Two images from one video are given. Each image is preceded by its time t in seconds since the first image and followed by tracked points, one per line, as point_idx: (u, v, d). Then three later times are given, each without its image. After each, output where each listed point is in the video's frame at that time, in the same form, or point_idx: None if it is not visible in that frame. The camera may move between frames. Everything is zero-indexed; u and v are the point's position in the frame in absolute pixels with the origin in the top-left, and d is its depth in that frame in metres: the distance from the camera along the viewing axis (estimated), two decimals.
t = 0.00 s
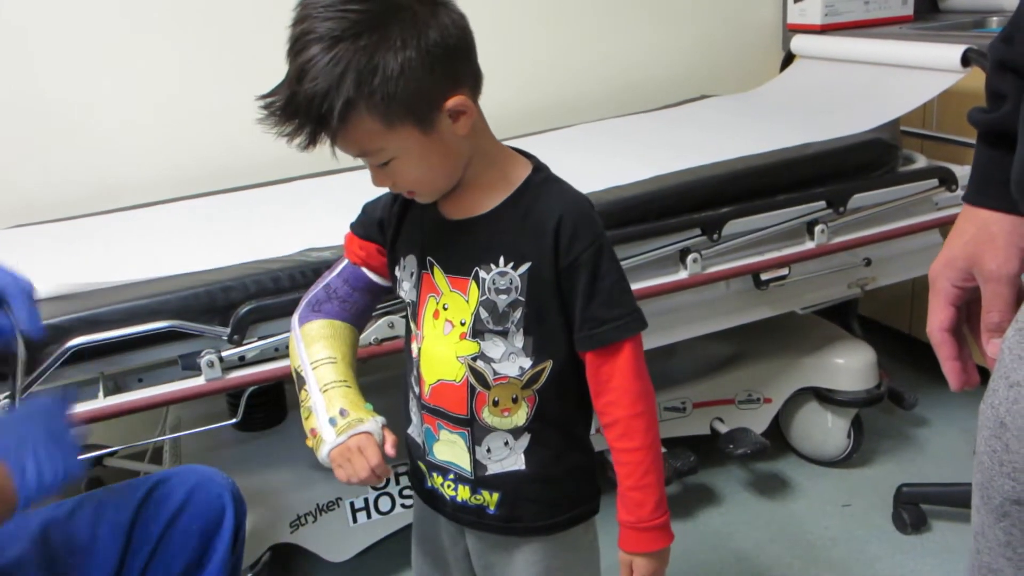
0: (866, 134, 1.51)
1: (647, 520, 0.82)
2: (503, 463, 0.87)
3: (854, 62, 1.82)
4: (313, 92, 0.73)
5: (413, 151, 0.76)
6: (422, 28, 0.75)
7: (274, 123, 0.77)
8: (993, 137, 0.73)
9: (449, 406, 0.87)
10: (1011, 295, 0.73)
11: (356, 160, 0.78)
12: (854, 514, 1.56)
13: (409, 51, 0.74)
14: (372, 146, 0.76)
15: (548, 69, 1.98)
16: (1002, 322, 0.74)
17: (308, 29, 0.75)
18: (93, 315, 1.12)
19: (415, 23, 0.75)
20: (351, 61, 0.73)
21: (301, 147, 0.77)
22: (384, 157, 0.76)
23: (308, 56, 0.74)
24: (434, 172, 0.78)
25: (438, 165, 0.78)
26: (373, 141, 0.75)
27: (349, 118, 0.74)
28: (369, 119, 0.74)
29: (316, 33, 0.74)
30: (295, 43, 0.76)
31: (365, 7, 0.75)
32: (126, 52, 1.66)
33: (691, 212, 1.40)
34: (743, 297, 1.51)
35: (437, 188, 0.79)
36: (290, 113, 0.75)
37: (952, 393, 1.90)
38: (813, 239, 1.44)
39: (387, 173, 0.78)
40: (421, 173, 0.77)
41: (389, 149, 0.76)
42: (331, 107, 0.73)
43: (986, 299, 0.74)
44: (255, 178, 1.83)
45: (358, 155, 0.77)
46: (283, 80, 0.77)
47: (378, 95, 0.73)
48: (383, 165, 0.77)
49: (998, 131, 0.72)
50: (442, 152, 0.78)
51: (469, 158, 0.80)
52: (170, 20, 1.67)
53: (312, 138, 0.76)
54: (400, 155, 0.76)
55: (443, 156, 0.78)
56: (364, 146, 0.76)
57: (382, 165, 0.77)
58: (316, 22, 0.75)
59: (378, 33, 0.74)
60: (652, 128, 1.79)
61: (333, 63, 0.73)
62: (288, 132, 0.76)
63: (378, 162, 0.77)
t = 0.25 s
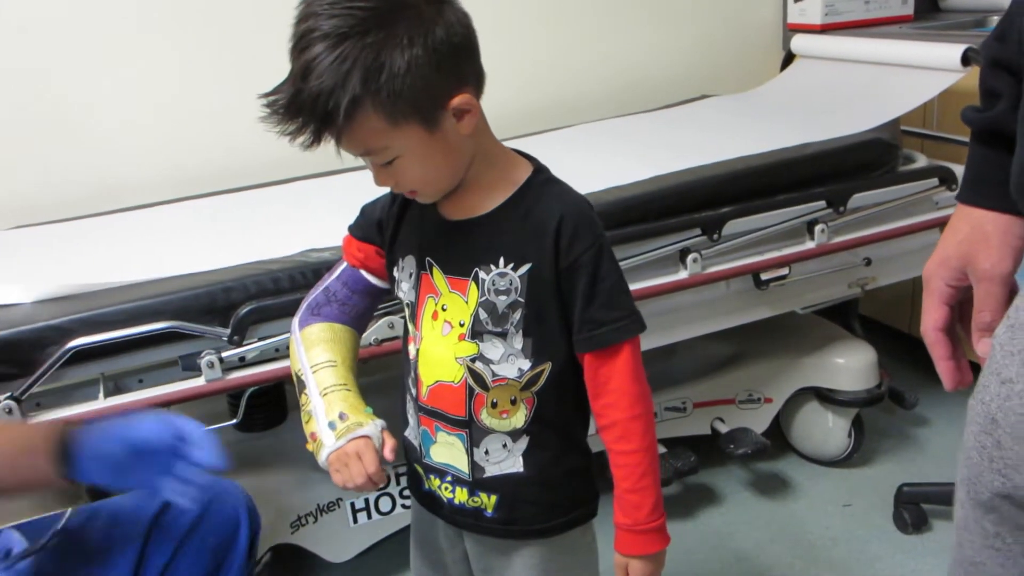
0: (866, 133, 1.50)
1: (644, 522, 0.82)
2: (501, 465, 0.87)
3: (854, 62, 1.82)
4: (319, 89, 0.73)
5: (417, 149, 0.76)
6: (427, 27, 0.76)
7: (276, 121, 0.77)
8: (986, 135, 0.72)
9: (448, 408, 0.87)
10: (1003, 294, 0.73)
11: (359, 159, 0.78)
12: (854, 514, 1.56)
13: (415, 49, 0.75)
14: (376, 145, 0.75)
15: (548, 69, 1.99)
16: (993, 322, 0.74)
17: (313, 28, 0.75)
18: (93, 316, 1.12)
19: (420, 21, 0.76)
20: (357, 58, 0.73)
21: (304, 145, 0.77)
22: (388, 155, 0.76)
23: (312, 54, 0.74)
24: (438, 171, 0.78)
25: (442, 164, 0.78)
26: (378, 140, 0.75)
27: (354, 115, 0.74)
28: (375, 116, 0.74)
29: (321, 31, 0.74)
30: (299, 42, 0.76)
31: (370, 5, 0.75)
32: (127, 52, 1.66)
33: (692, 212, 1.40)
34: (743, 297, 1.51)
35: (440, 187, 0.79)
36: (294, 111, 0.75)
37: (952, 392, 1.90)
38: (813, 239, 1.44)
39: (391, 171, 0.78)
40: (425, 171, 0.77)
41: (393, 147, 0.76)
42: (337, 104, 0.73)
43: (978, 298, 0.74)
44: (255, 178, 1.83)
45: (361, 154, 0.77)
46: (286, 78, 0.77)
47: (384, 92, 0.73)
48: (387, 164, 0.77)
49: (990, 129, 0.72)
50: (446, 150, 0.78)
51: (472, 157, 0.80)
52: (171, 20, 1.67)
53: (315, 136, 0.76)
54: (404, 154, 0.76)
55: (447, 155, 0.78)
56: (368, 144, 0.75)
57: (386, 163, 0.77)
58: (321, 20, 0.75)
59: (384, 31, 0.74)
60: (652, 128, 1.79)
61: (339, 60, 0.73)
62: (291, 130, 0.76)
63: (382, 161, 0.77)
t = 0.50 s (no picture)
0: (866, 133, 1.50)
1: (646, 519, 0.82)
2: (503, 466, 0.87)
3: (854, 62, 1.82)
4: (322, 87, 0.73)
5: (421, 148, 0.76)
6: (430, 25, 0.76)
7: (280, 121, 0.77)
8: (980, 138, 0.69)
9: (449, 408, 0.87)
10: (982, 301, 0.71)
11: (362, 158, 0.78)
12: (855, 513, 1.56)
13: (418, 48, 0.75)
14: (379, 144, 0.75)
15: (549, 70, 1.99)
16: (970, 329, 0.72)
17: (315, 27, 0.75)
18: (93, 317, 1.12)
19: (422, 20, 0.76)
20: (361, 57, 0.73)
21: (307, 144, 0.77)
22: (391, 154, 0.76)
23: (315, 53, 0.74)
24: (440, 169, 0.78)
25: (445, 163, 0.78)
26: (381, 138, 0.75)
27: (357, 113, 0.74)
28: (378, 114, 0.74)
29: (323, 30, 0.74)
30: (301, 42, 0.76)
31: (372, 4, 0.75)
32: (127, 54, 1.66)
33: (692, 212, 1.40)
34: (744, 297, 1.51)
35: (442, 186, 0.79)
36: (297, 110, 0.75)
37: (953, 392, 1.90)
38: (813, 239, 1.44)
39: (393, 170, 0.77)
40: (428, 170, 0.77)
41: (396, 146, 0.75)
42: (340, 102, 0.73)
43: (958, 304, 0.72)
44: (256, 180, 1.83)
45: (364, 154, 0.77)
46: (289, 78, 0.77)
47: (387, 90, 0.73)
48: (390, 162, 0.77)
49: (983, 135, 0.68)
50: (449, 149, 0.78)
51: (474, 156, 0.80)
52: (172, 22, 1.67)
53: (318, 134, 0.76)
54: (407, 152, 0.76)
55: (450, 153, 0.78)
56: (371, 142, 0.75)
57: (389, 162, 0.77)
58: (324, 20, 0.75)
59: (387, 30, 0.75)
60: (652, 129, 1.79)
61: (343, 58, 0.73)
62: (294, 129, 0.76)
63: (384, 160, 0.77)
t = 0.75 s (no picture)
0: (867, 133, 1.50)
1: (647, 517, 0.82)
2: (503, 463, 0.87)
3: (855, 61, 1.82)
4: (327, 86, 0.73)
5: (425, 148, 0.76)
6: (434, 26, 0.76)
7: (286, 119, 0.77)
8: (963, 150, 0.71)
9: (450, 404, 0.87)
10: (980, 312, 0.72)
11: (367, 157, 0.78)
12: (857, 513, 1.56)
13: (423, 48, 0.75)
14: (384, 143, 0.75)
15: (549, 70, 1.99)
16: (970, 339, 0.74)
17: (322, 27, 0.75)
18: (95, 318, 1.12)
19: (427, 21, 0.76)
20: (366, 57, 0.73)
21: (312, 144, 0.77)
22: (395, 153, 0.76)
23: (320, 53, 0.74)
24: (445, 169, 0.78)
25: (449, 163, 0.78)
26: (385, 137, 0.75)
27: (362, 113, 0.74)
28: (382, 114, 0.74)
29: (329, 29, 0.75)
30: (308, 42, 0.76)
31: (378, 4, 0.75)
32: (128, 55, 1.66)
33: (694, 212, 1.39)
34: (745, 297, 1.51)
35: (446, 186, 0.79)
36: (302, 109, 0.75)
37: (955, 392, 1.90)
38: (814, 239, 1.44)
39: (398, 169, 0.77)
40: (432, 170, 0.77)
41: (400, 146, 0.76)
42: (345, 101, 0.73)
43: (958, 314, 0.74)
44: (257, 180, 1.83)
45: (369, 153, 0.77)
46: (295, 77, 0.77)
47: (392, 89, 0.73)
48: (394, 162, 0.77)
49: (966, 145, 0.71)
50: (453, 149, 0.78)
51: (478, 157, 0.80)
52: (172, 22, 1.67)
53: (324, 133, 0.76)
54: (411, 152, 0.76)
55: (454, 154, 0.78)
56: (376, 141, 0.75)
57: (393, 161, 0.77)
58: (330, 19, 0.75)
59: (392, 30, 0.75)
60: (653, 129, 1.79)
61: (348, 58, 0.73)
62: (300, 128, 0.76)
63: (389, 159, 0.77)
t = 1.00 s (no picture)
0: (870, 134, 1.50)
1: (636, 519, 0.82)
2: (497, 461, 0.87)
3: (857, 63, 1.81)
4: (330, 74, 0.73)
5: (423, 141, 0.76)
6: (442, 23, 0.76)
7: (289, 104, 0.77)
8: (921, 154, 0.64)
9: (442, 402, 0.87)
10: (950, 309, 0.66)
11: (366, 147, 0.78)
12: (859, 515, 1.56)
13: (428, 43, 0.75)
14: (383, 134, 0.75)
15: (552, 71, 1.99)
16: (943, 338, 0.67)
17: (330, 15, 0.76)
18: (97, 319, 1.12)
19: (435, 17, 0.76)
20: (371, 47, 0.73)
21: (312, 130, 0.77)
22: (394, 145, 0.76)
23: (327, 41, 0.75)
24: (443, 165, 0.78)
25: (447, 159, 0.78)
26: (385, 129, 0.75)
27: (363, 102, 0.74)
28: (383, 105, 0.74)
29: (337, 18, 0.75)
30: (317, 29, 0.77)
31: None
32: (133, 55, 1.67)
33: (699, 212, 1.39)
34: (747, 298, 1.51)
35: (444, 181, 0.79)
36: (305, 95, 0.75)
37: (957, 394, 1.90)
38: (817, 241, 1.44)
39: (396, 161, 0.78)
40: (429, 165, 0.77)
41: (400, 138, 0.76)
42: (346, 90, 0.73)
43: (926, 313, 0.67)
44: (260, 181, 1.83)
45: (368, 142, 0.77)
46: (302, 62, 0.77)
47: (395, 82, 0.74)
48: (392, 153, 0.77)
49: (926, 150, 0.63)
50: (452, 145, 0.78)
51: (479, 154, 0.80)
52: (177, 23, 1.67)
53: (325, 120, 0.76)
54: (410, 145, 0.76)
55: (452, 150, 0.78)
56: (376, 132, 0.76)
57: (392, 153, 0.77)
58: (339, 8, 0.75)
59: (399, 23, 0.75)
60: (655, 130, 1.79)
61: (353, 48, 0.73)
62: (302, 113, 0.77)
63: (387, 150, 0.77)
